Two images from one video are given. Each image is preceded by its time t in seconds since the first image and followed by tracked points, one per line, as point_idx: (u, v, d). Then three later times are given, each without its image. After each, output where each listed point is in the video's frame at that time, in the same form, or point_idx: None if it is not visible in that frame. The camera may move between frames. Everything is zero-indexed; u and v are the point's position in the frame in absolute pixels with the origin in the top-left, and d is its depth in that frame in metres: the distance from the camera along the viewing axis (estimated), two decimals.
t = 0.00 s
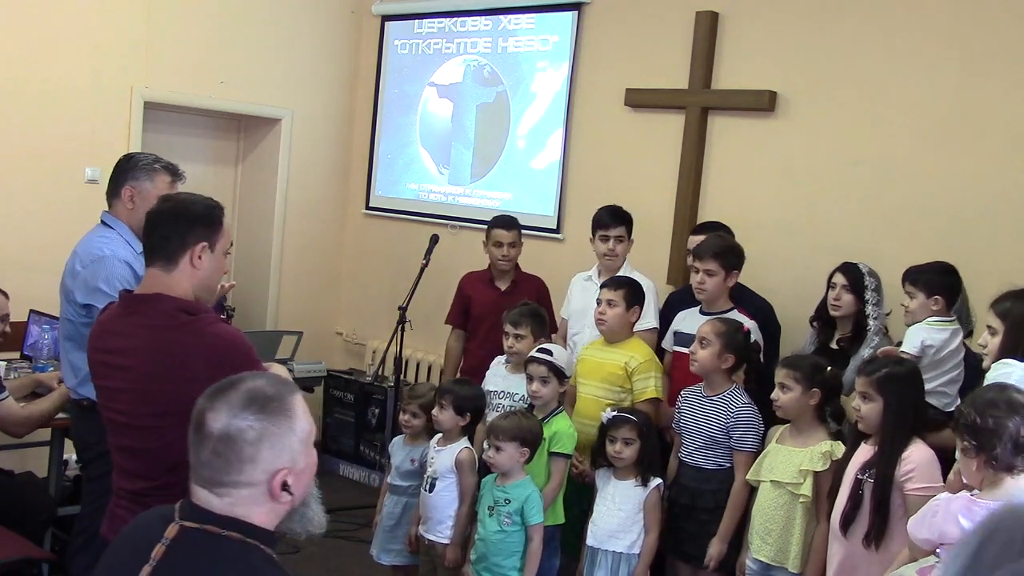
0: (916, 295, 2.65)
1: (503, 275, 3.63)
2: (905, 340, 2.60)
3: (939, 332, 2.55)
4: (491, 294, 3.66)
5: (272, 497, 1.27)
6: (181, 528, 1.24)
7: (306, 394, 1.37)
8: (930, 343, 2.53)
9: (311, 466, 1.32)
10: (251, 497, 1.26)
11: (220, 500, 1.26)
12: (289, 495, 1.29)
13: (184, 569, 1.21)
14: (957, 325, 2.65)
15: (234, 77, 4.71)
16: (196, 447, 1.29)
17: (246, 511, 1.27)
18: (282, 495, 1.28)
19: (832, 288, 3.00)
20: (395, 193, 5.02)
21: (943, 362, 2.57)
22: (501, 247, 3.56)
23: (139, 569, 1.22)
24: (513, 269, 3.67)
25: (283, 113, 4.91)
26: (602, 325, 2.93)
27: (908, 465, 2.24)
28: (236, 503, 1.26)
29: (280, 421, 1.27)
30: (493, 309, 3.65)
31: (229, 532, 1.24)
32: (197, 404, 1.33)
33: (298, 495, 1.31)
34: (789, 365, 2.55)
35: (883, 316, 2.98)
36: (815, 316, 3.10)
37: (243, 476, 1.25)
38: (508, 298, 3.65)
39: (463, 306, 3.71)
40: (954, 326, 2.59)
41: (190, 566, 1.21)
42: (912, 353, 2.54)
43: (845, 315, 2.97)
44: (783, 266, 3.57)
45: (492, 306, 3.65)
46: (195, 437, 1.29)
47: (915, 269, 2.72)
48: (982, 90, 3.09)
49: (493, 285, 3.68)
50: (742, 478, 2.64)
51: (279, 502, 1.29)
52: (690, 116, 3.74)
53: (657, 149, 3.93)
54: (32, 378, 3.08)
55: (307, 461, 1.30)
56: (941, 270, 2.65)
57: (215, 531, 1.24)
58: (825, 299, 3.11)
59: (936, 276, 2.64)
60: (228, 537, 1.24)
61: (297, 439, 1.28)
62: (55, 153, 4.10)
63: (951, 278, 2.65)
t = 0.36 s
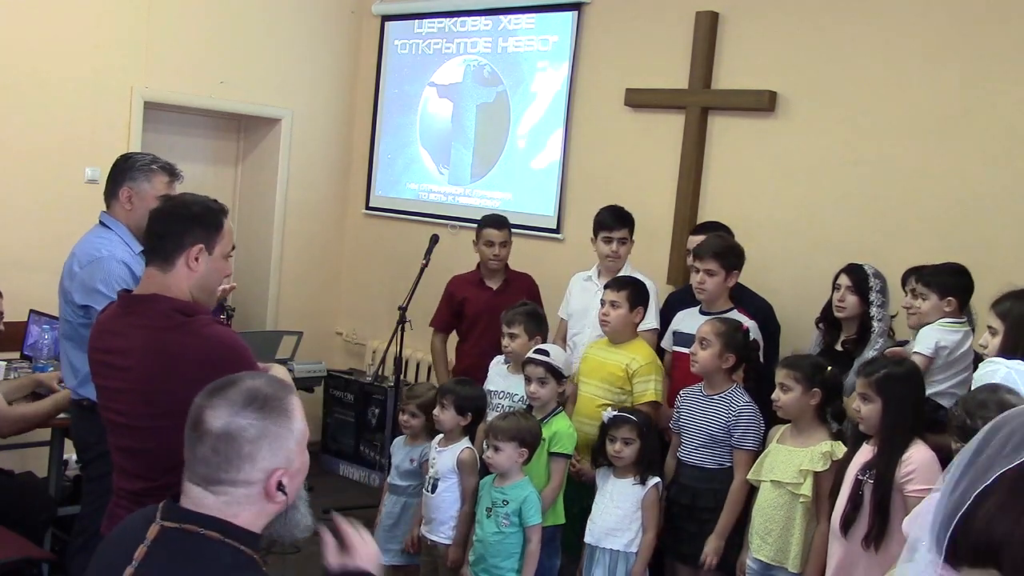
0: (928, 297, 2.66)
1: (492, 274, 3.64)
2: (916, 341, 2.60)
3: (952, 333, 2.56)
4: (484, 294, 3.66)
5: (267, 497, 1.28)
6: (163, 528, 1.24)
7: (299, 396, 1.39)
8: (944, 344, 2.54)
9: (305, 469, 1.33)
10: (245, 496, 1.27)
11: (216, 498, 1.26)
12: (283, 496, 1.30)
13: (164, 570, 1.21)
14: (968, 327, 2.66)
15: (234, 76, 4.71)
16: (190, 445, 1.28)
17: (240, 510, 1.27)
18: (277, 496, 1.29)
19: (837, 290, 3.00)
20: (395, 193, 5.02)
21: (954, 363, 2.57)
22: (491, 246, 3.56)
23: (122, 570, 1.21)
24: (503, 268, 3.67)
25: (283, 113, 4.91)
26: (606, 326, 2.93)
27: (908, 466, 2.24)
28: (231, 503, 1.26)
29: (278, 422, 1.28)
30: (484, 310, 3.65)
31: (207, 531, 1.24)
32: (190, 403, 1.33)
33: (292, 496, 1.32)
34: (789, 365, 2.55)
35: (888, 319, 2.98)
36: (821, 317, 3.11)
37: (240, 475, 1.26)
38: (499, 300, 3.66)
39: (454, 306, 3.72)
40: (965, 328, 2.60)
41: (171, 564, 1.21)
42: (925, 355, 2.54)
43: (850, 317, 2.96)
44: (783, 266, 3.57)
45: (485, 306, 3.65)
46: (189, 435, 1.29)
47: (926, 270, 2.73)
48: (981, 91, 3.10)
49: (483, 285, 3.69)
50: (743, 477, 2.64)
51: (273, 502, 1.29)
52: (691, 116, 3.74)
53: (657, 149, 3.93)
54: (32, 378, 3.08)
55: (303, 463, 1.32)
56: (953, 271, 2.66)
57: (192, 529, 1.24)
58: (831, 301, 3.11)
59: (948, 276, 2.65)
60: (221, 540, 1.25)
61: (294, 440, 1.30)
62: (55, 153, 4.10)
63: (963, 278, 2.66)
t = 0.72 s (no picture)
0: (935, 298, 2.65)
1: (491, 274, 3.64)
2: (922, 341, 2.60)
3: (959, 334, 2.55)
4: (483, 294, 3.67)
5: (268, 499, 1.29)
6: (154, 526, 1.27)
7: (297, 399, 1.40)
8: (952, 345, 2.54)
9: (303, 471, 1.34)
10: (247, 498, 1.27)
11: (218, 501, 1.26)
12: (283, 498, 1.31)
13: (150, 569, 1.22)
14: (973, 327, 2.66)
15: (234, 76, 4.71)
16: (191, 448, 1.28)
17: (241, 512, 1.27)
18: (278, 498, 1.30)
19: (840, 291, 2.99)
20: (395, 193, 5.02)
21: (959, 364, 2.57)
22: (490, 246, 3.56)
23: (116, 570, 1.25)
24: (503, 269, 3.67)
25: (283, 113, 4.91)
26: (619, 329, 2.93)
27: (908, 468, 2.23)
28: (232, 506, 1.27)
29: (282, 424, 1.29)
30: (484, 311, 3.65)
31: (195, 530, 1.25)
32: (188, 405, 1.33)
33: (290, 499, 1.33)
34: (791, 366, 2.55)
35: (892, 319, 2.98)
36: (826, 318, 3.12)
37: (243, 477, 1.26)
38: (497, 300, 3.65)
39: (454, 306, 3.72)
40: (970, 329, 2.60)
41: (159, 564, 1.23)
42: (933, 356, 2.54)
43: (853, 318, 2.96)
44: (783, 266, 3.57)
45: (483, 306, 3.65)
46: (190, 438, 1.29)
47: (931, 271, 2.73)
48: (981, 91, 3.10)
49: (483, 284, 3.69)
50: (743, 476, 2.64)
51: (273, 505, 1.30)
52: (691, 116, 3.74)
53: (657, 149, 3.93)
54: (33, 378, 3.08)
55: (302, 465, 1.33)
56: (961, 272, 2.65)
57: (183, 527, 1.25)
58: (835, 302, 3.11)
59: (952, 278, 2.65)
60: (221, 544, 1.26)
61: (296, 442, 1.31)
62: (55, 153, 4.10)
63: (968, 279, 2.65)
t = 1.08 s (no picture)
0: (936, 298, 2.65)
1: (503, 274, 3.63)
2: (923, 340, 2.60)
3: (960, 334, 2.56)
4: (492, 294, 3.66)
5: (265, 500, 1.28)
6: (152, 529, 1.26)
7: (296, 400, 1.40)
8: (953, 345, 2.54)
9: (302, 472, 1.34)
10: (244, 499, 1.27)
11: (215, 502, 1.26)
12: (281, 499, 1.30)
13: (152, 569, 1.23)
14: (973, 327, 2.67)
15: (234, 76, 4.71)
16: (189, 449, 1.28)
17: (238, 513, 1.27)
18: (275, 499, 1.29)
19: (843, 292, 3.00)
20: (395, 193, 5.02)
21: (960, 363, 2.58)
22: (500, 246, 3.56)
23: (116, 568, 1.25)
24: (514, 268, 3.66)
25: (283, 113, 4.91)
26: (605, 329, 2.94)
27: (908, 470, 2.24)
28: (229, 508, 1.26)
29: (279, 425, 1.29)
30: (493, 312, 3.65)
31: (194, 531, 1.25)
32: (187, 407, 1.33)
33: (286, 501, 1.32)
34: (792, 366, 2.55)
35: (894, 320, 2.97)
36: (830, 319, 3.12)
37: (240, 479, 1.26)
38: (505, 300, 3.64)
39: (464, 306, 3.72)
40: (971, 329, 2.60)
41: (158, 567, 1.23)
42: (934, 355, 2.54)
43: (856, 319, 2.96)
44: (783, 266, 3.57)
45: (491, 306, 3.65)
46: (188, 439, 1.29)
47: (931, 270, 2.73)
48: (981, 91, 3.10)
49: (493, 284, 3.68)
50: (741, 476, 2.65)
51: (270, 506, 1.30)
52: (691, 116, 3.74)
53: (657, 149, 3.93)
54: (33, 378, 3.08)
55: (300, 466, 1.32)
56: (962, 272, 2.65)
57: (183, 529, 1.25)
58: (839, 303, 3.11)
59: (953, 278, 2.65)
60: (219, 546, 1.25)
61: (294, 443, 1.31)
62: (55, 153, 4.10)
63: (968, 279, 2.66)
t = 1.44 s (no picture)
0: (935, 298, 2.64)
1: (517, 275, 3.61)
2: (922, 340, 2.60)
3: (959, 333, 2.56)
4: (506, 294, 3.65)
5: (222, 490, 1.24)
6: (146, 531, 1.24)
7: (279, 396, 1.34)
8: (953, 344, 2.54)
9: (272, 469, 1.27)
10: (200, 487, 1.24)
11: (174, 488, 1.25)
12: (241, 492, 1.25)
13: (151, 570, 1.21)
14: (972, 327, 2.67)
15: (234, 76, 4.71)
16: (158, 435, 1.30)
17: (195, 501, 1.24)
18: (234, 491, 1.24)
19: (843, 293, 3.00)
20: (395, 193, 5.02)
21: (960, 363, 2.58)
22: (514, 246, 3.56)
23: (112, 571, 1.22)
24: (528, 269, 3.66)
25: (283, 113, 4.91)
26: (596, 328, 2.95)
27: (906, 470, 2.25)
28: (186, 495, 1.24)
29: (231, 411, 1.25)
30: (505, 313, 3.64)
31: (191, 532, 1.23)
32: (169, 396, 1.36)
33: (259, 492, 1.27)
34: (791, 366, 2.55)
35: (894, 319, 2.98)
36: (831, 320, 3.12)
37: (192, 464, 1.24)
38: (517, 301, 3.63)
39: (478, 306, 3.73)
40: (969, 329, 2.60)
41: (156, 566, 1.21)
42: (934, 354, 2.54)
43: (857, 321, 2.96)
44: (783, 266, 3.57)
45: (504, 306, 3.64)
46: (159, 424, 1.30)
47: (930, 270, 2.73)
48: (982, 91, 3.10)
49: (507, 285, 3.68)
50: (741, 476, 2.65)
51: (233, 500, 1.25)
52: (691, 116, 3.74)
53: (657, 149, 3.93)
54: (33, 378, 3.08)
55: (267, 461, 1.26)
56: (961, 272, 2.66)
57: (177, 530, 1.23)
58: (839, 304, 3.12)
59: (952, 278, 2.65)
60: (215, 545, 1.23)
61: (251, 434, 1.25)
62: (55, 154, 4.10)
63: (967, 279, 2.66)
